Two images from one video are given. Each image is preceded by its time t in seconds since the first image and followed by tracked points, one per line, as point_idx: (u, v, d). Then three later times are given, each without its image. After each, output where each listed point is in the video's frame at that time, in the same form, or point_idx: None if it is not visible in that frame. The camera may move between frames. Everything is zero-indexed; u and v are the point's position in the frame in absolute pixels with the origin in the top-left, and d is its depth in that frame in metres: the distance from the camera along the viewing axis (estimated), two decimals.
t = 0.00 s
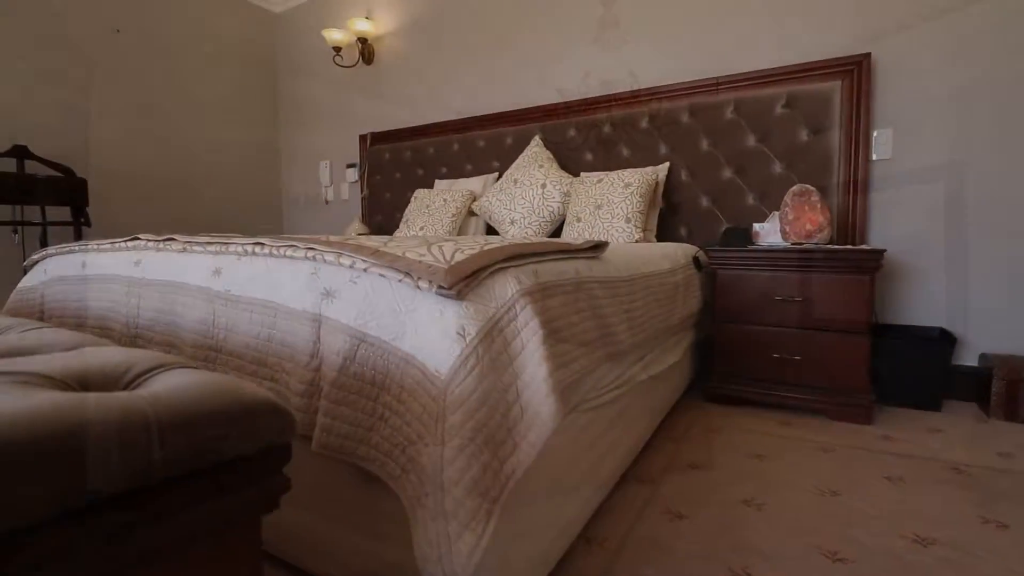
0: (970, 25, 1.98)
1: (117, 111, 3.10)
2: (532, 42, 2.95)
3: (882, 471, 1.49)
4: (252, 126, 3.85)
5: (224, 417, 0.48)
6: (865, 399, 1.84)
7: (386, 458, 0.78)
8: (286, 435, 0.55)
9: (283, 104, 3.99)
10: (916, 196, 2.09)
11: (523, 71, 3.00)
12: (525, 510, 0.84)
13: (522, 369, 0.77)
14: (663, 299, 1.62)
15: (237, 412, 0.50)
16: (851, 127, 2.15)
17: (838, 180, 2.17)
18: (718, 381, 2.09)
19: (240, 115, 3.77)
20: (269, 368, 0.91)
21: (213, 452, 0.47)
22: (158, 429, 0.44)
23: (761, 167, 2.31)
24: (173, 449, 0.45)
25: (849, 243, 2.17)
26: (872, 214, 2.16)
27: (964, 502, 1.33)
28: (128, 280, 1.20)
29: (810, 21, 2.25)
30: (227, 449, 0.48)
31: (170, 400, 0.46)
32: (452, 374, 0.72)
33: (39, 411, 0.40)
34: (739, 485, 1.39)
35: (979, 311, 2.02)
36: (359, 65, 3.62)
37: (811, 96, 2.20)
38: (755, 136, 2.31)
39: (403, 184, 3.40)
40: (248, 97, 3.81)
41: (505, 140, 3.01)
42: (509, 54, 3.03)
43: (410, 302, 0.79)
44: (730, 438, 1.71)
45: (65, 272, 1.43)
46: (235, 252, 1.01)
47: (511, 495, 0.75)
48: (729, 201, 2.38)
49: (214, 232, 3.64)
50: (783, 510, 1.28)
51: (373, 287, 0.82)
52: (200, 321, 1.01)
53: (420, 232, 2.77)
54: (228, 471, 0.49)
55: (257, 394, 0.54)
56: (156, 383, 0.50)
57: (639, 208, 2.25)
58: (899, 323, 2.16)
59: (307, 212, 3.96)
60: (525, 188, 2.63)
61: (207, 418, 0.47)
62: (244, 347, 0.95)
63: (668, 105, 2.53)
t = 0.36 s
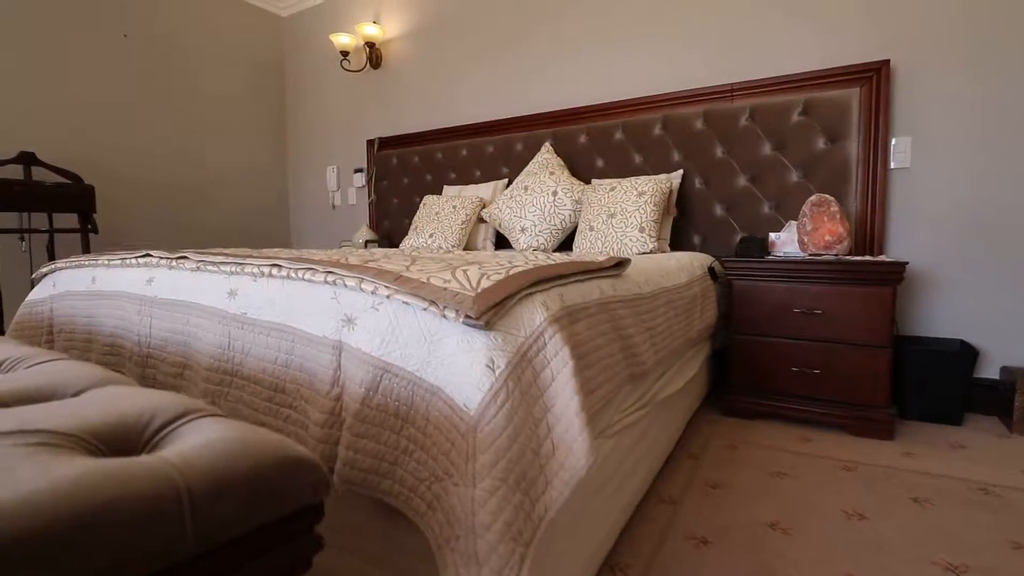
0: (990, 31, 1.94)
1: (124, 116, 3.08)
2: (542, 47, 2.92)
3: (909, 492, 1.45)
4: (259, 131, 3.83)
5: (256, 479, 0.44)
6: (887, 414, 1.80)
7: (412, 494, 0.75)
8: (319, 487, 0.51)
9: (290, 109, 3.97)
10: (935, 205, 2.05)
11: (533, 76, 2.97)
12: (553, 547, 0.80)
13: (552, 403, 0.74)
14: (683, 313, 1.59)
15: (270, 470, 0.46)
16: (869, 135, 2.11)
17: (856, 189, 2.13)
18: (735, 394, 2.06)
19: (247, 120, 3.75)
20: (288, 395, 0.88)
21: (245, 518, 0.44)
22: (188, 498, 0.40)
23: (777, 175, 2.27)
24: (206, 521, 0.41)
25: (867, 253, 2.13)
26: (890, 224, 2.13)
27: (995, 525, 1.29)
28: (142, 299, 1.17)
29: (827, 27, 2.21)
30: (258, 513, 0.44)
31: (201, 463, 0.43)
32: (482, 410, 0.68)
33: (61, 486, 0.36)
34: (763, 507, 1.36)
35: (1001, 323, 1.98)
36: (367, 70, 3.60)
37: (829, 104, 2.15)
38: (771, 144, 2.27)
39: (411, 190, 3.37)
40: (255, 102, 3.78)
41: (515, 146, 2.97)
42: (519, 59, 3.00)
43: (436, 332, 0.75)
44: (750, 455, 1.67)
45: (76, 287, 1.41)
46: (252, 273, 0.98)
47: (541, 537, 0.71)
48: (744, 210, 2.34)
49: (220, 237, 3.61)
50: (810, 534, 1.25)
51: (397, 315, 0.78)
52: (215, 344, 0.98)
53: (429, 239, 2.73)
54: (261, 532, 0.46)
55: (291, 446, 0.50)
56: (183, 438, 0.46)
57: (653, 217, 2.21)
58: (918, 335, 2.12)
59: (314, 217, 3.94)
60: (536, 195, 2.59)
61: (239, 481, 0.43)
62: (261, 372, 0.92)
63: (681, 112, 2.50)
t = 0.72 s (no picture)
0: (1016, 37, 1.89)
1: (133, 121, 3.07)
2: (554, 51, 2.88)
3: (938, 511, 1.41)
4: (267, 135, 3.81)
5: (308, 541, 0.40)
6: (911, 428, 1.76)
7: (446, 528, 0.72)
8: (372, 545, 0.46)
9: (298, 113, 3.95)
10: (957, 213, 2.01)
11: (544, 81, 2.94)
12: None
13: (592, 434, 0.72)
14: (705, 326, 1.55)
15: (320, 530, 0.42)
16: (890, 142, 2.07)
17: (876, 197, 2.09)
18: (754, 406, 2.02)
19: (255, 124, 3.73)
20: (313, 420, 0.86)
21: None
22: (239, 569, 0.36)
23: (795, 182, 2.23)
24: None
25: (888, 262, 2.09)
26: (910, 232, 2.09)
27: None
28: (158, 315, 1.14)
29: (846, 32, 2.17)
30: None
31: (251, 527, 0.39)
32: (522, 445, 0.65)
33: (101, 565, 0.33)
34: (791, 527, 1.32)
35: None
36: (376, 74, 3.58)
37: (849, 110, 2.12)
38: (789, 150, 2.24)
39: (421, 195, 3.34)
40: (263, 106, 3.76)
41: (526, 151, 2.94)
42: (530, 64, 2.97)
43: (471, 360, 0.73)
44: (773, 470, 1.64)
45: (89, 300, 1.38)
46: (274, 292, 0.96)
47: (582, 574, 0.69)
48: (761, 218, 2.31)
49: (228, 242, 3.59)
50: (841, 556, 1.21)
51: (429, 341, 0.76)
52: (236, 365, 0.96)
53: (439, 246, 2.71)
54: None
55: (338, 496, 0.47)
56: (226, 494, 0.43)
57: (669, 225, 2.18)
58: (939, 345, 2.08)
59: (322, 221, 3.91)
60: (549, 201, 2.56)
61: (290, 546, 0.39)
62: (284, 395, 0.90)
63: (696, 118, 2.46)
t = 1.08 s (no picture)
0: None
1: (154, 126, 3.09)
2: (573, 54, 2.86)
3: (978, 529, 1.37)
4: (285, 139, 3.83)
5: None
6: (945, 441, 1.72)
7: (489, 552, 0.71)
8: None
9: (315, 117, 3.96)
10: (991, 219, 1.96)
11: (564, 84, 2.91)
12: None
13: (640, 457, 0.70)
14: (735, 337, 1.52)
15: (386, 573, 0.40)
16: (921, 147, 2.02)
17: (907, 203, 2.05)
18: (780, 416, 1.99)
19: (274, 129, 3.75)
20: (350, 438, 0.85)
21: None
22: None
23: (822, 187, 2.19)
24: None
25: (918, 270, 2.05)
26: (942, 239, 2.04)
27: None
28: (189, 327, 1.14)
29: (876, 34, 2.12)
30: None
31: (317, 570, 0.37)
32: (572, 471, 0.64)
33: None
34: (827, 545, 1.29)
35: None
36: (393, 78, 3.57)
37: (879, 114, 2.07)
38: (816, 155, 2.20)
39: (438, 199, 3.33)
40: (281, 111, 3.78)
41: (545, 155, 2.92)
42: (549, 67, 2.95)
43: (515, 381, 0.71)
44: (804, 484, 1.61)
45: (119, 310, 1.39)
46: (308, 307, 0.95)
47: None
48: (786, 223, 2.27)
49: (247, 246, 3.61)
50: None
51: (471, 361, 0.74)
52: (271, 380, 0.95)
53: (459, 251, 2.70)
54: None
55: (399, 532, 0.45)
56: (289, 533, 0.42)
57: (693, 231, 2.15)
58: (972, 355, 2.03)
59: (339, 225, 3.92)
60: (570, 206, 2.54)
61: None
62: (320, 411, 0.89)
63: (720, 122, 2.43)
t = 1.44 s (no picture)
0: None
1: (191, 133, 3.17)
2: (603, 57, 2.83)
3: None
4: (316, 144, 3.88)
5: None
6: (998, 456, 1.65)
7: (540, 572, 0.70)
8: None
9: (345, 122, 4.01)
10: None
11: (593, 87, 2.89)
12: None
13: (696, 479, 0.69)
14: (776, 347, 1.49)
15: None
16: (969, 149, 1.94)
17: (954, 207, 1.97)
18: (820, 426, 1.94)
19: (305, 134, 3.80)
20: (397, 451, 0.85)
21: None
22: None
23: (863, 191, 2.13)
24: None
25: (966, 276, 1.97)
26: (992, 244, 1.96)
27: None
28: (234, 335, 1.16)
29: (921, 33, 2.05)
30: None
31: None
32: (629, 495, 0.62)
33: None
34: (875, 564, 1.25)
35: None
36: (422, 83, 3.60)
37: (924, 115, 2.00)
38: (857, 158, 2.13)
39: (466, 203, 3.34)
40: (311, 116, 3.84)
41: (575, 159, 2.90)
42: (579, 70, 2.93)
43: (567, 399, 0.70)
44: (847, 499, 1.56)
45: (164, 316, 1.42)
46: (353, 318, 0.95)
47: None
48: (825, 228, 2.21)
49: (278, 249, 3.67)
50: None
51: (521, 377, 0.74)
52: (316, 391, 0.96)
53: (488, 256, 2.69)
54: None
55: (465, 561, 0.45)
56: (359, 564, 0.41)
57: (729, 236, 2.11)
58: None
59: (368, 229, 3.95)
60: (600, 211, 2.51)
61: None
62: (366, 423, 0.89)
63: (755, 124, 2.37)
